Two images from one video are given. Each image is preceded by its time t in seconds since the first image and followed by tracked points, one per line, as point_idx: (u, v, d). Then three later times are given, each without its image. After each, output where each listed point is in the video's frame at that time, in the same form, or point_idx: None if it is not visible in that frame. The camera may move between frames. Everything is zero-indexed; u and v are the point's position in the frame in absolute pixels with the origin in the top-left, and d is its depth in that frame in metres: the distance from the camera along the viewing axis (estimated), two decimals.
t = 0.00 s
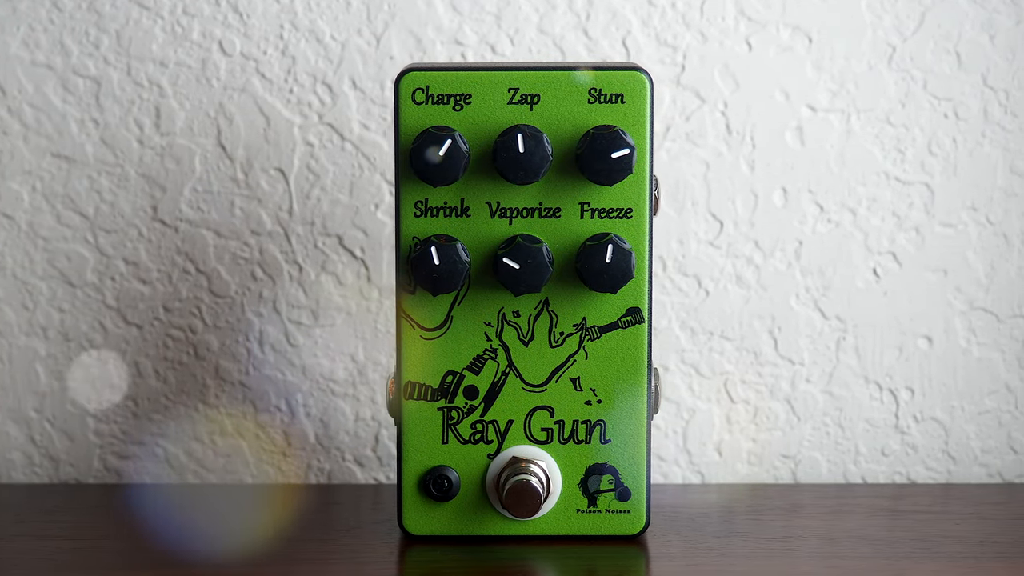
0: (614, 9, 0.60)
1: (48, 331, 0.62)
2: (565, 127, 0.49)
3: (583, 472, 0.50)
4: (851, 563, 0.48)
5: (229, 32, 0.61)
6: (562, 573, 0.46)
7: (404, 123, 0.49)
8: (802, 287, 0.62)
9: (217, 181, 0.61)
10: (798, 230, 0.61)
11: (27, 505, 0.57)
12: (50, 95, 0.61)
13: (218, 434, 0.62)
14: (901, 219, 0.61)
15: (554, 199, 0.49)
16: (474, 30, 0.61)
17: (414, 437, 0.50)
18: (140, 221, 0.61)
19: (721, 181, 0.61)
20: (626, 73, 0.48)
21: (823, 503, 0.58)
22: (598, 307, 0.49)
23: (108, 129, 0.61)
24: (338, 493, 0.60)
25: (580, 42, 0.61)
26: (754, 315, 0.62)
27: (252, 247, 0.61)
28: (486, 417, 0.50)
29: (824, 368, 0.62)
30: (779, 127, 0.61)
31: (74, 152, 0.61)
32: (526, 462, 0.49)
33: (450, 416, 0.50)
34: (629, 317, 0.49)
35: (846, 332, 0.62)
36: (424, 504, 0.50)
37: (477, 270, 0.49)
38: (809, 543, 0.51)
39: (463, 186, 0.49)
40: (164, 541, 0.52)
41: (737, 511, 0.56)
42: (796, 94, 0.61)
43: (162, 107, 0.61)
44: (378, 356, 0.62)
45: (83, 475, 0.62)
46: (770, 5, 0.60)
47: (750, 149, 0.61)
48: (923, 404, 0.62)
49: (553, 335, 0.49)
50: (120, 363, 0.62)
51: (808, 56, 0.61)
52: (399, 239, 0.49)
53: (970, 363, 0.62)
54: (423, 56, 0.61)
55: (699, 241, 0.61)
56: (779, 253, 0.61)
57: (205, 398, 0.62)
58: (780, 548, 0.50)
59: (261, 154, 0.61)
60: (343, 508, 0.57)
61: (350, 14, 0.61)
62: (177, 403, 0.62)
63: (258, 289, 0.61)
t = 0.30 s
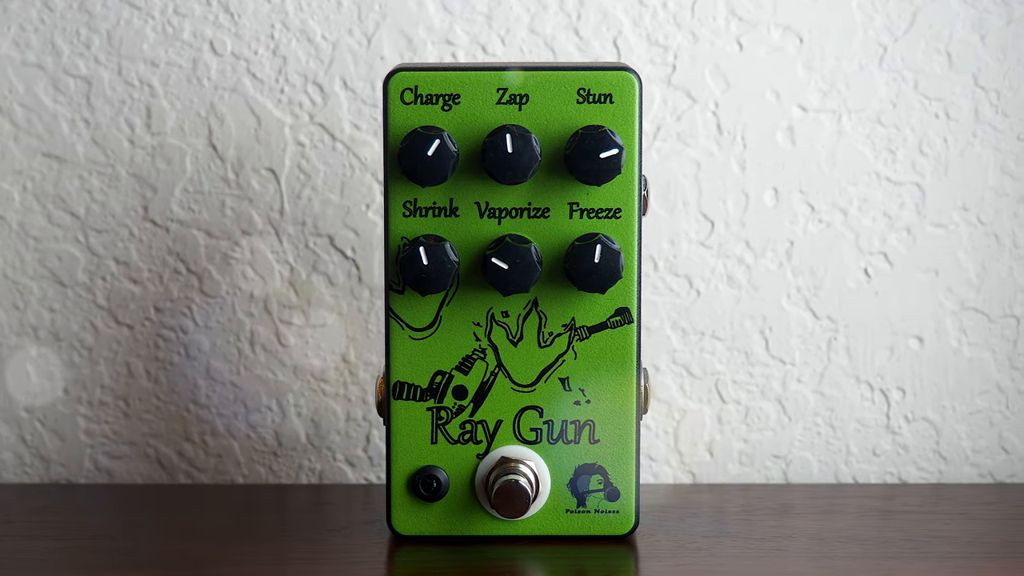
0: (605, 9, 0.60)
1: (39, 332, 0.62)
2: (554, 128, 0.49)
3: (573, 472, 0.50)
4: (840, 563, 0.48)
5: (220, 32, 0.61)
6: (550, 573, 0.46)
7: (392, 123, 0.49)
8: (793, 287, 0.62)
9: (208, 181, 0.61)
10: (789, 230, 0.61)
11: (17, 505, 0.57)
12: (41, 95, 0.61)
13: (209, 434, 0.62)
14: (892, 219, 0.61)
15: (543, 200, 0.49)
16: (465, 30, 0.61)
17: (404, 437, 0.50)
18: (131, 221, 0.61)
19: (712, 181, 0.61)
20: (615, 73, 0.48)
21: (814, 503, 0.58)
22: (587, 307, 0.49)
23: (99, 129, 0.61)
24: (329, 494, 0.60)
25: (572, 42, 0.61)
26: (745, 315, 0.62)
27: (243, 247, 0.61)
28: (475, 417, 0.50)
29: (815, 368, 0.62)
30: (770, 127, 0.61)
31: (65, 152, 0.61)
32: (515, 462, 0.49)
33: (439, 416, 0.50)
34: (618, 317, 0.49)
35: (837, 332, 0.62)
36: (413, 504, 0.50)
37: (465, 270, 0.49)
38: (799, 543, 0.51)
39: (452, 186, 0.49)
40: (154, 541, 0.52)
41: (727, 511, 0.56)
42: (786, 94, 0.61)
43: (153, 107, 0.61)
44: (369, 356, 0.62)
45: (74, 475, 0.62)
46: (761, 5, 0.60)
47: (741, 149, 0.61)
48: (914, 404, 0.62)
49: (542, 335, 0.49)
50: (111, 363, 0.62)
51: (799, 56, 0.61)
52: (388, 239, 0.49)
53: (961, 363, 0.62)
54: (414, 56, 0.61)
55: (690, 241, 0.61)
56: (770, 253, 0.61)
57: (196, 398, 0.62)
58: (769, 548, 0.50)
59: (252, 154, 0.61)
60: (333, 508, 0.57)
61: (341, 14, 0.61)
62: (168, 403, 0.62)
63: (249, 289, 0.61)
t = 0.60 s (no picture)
0: (595, 9, 0.60)
1: (29, 332, 0.62)
2: (542, 128, 0.49)
3: (561, 473, 0.50)
4: (827, 564, 0.48)
5: (210, 32, 0.61)
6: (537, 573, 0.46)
7: (380, 123, 0.49)
8: (784, 287, 0.62)
9: (198, 181, 0.61)
10: (780, 230, 0.61)
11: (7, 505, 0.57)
12: (31, 95, 0.61)
13: (199, 434, 0.62)
14: (882, 219, 0.61)
15: (531, 200, 0.49)
16: (456, 31, 0.61)
17: (392, 437, 0.50)
18: (121, 221, 0.61)
19: (702, 181, 0.61)
20: (603, 73, 0.48)
21: (803, 503, 0.58)
22: (575, 307, 0.49)
23: (89, 129, 0.61)
24: (319, 494, 0.60)
25: (562, 42, 0.61)
26: (735, 315, 0.62)
27: (233, 247, 0.61)
28: (463, 417, 0.50)
29: (805, 368, 0.62)
30: (760, 127, 0.61)
31: (55, 152, 0.61)
32: (503, 462, 0.49)
33: (427, 416, 0.50)
34: (606, 317, 0.49)
35: (827, 332, 0.62)
36: (401, 505, 0.50)
37: (453, 270, 0.49)
38: (787, 543, 0.51)
39: (440, 187, 0.49)
40: (144, 541, 0.52)
41: (716, 511, 0.56)
42: (777, 94, 0.61)
43: (143, 107, 0.61)
44: (360, 356, 0.62)
45: (64, 475, 0.62)
46: (751, 5, 0.60)
47: (731, 149, 0.61)
48: (904, 404, 0.62)
49: (530, 335, 0.49)
50: (101, 363, 0.62)
51: (789, 56, 0.61)
52: (376, 239, 0.49)
53: (951, 363, 0.62)
54: (404, 56, 0.61)
55: (680, 241, 0.61)
56: (760, 253, 0.61)
57: (186, 398, 0.62)
58: (757, 548, 0.50)
59: (242, 154, 0.61)
60: (323, 509, 0.57)
61: (331, 14, 0.61)
62: (158, 403, 0.62)
63: (239, 289, 0.61)
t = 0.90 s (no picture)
0: (585, 9, 0.60)
1: (19, 332, 0.62)
2: (529, 128, 0.48)
3: (548, 472, 0.50)
4: (813, 564, 0.48)
5: (200, 32, 0.61)
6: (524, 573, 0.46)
7: (367, 123, 0.49)
8: (774, 287, 0.62)
9: (188, 182, 0.61)
10: (769, 230, 0.61)
11: None
12: (21, 95, 0.61)
13: (189, 434, 0.62)
14: (872, 219, 0.61)
15: (518, 200, 0.49)
16: (445, 30, 0.61)
17: (379, 437, 0.50)
18: (111, 221, 0.61)
19: (692, 181, 0.61)
20: (590, 73, 0.48)
21: (792, 504, 0.58)
22: (562, 307, 0.49)
23: (79, 129, 0.61)
24: (309, 494, 0.60)
25: (552, 42, 0.61)
26: (725, 315, 0.62)
27: (223, 247, 0.61)
28: (451, 417, 0.50)
29: (795, 368, 0.62)
30: (750, 127, 0.61)
31: (45, 152, 0.61)
32: (490, 462, 0.49)
33: (414, 416, 0.50)
34: (593, 317, 0.49)
35: (817, 332, 0.62)
36: (389, 505, 0.50)
37: (441, 270, 0.49)
38: (774, 543, 0.51)
39: (427, 187, 0.49)
40: (132, 541, 0.52)
41: (705, 511, 0.56)
42: (767, 95, 0.61)
43: (133, 107, 0.61)
44: (349, 356, 0.62)
45: (53, 475, 0.62)
46: (741, 5, 0.60)
47: (721, 149, 0.61)
48: (894, 404, 0.62)
49: (517, 335, 0.49)
50: (91, 364, 0.62)
51: (779, 56, 0.61)
52: (363, 239, 0.49)
53: (941, 363, 0.62)
54: (394, 56, 0.61)
55: (670, 242, 0.61)
56: (750, 253, 0.61)
57: (176, 398, 0.62)
58: (744, 548, 0.50)
59: (232, 154, 0.61)
60: (312, 509, 0.57)
61: (321, 14, 0.60)
62: (148, 403, 0.62)
63: (229, 289, 0.61)
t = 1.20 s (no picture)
0: (574, 9, 0.60)
1: (9, 332, 0.62)
2: (516, 128, 0.48)
3: (535, 472, 0.50)
4: (800, 564, 0.48)
5: (189, 32, 0.60)
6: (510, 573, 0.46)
7: (354, 123, 0.48)
8: (763, 287, 0.62)
9: (177, 181, 0.61)
10: (759, 230, 0.61)
11: None
12: (10, 95, 0.61)
13: (179, 434, 0.62)
14: (861, 219, 0.61)
15: (504, 200, 0.49)
16: (435, 30, 0.61)
17: (366, 437, 0.50)
18: (100, 221, 0.61)
19: (681, 181, 0.61)
20: (576, 73, 0.48)
21: (781, 503, 0.58)
22: (549, 307, 0.49)
23: (68, 129, 0.61)
24: (298, 493, 0.60)
25: (541, 42, 0.61)
26: (714, 315, 0.62)
27: (213, 247, 0.61)
28: (438, 417, 0.50)
29: (784, 368, 0.62)
30: (739, 127, 0.61)
31: (34, 152, 0.61)
32: (477, 462, 0.49)
33: (401, 416, 0.50)
34: (580, 317, 0.49)
35: (806, 332, 0.62)
36: (376, 505, 0.50)
37: (427, 270, 0.49)
38: (761, 543, 0.51)
39: (413, 187, 0.49)
40: (119, 541, 0.52)
41: (693, 511, 0.56)
42: (756, 95, 0.61)
43: (122, 107, 0.61)
44: (339, 356, 0.62)
45: (43, 474, 0.62)
46: (730, 5, 0.60)
47: (710, 149, 0.61)
48: (883, 404, 0.62)
49: (504, 335, 0.49)
50: (81, 364, 0.62)
51: (768, 56, 0.61)
52: (350, 239, 0.49)
53: (931, 363, 0.62)
54: (383, 56, 0.61)
55: (659, 241, 0.61)
56: (739, 253, 0.61)
57: (165, 398, 0.62)
58: (731, 548, 0.50)
59: (221, 154, 0.61)
60: (301, 508, 0.57)
61: (310, 14, 0.60)
62: (137, 403, 0.62)
63: (218, 289, 0.61)
